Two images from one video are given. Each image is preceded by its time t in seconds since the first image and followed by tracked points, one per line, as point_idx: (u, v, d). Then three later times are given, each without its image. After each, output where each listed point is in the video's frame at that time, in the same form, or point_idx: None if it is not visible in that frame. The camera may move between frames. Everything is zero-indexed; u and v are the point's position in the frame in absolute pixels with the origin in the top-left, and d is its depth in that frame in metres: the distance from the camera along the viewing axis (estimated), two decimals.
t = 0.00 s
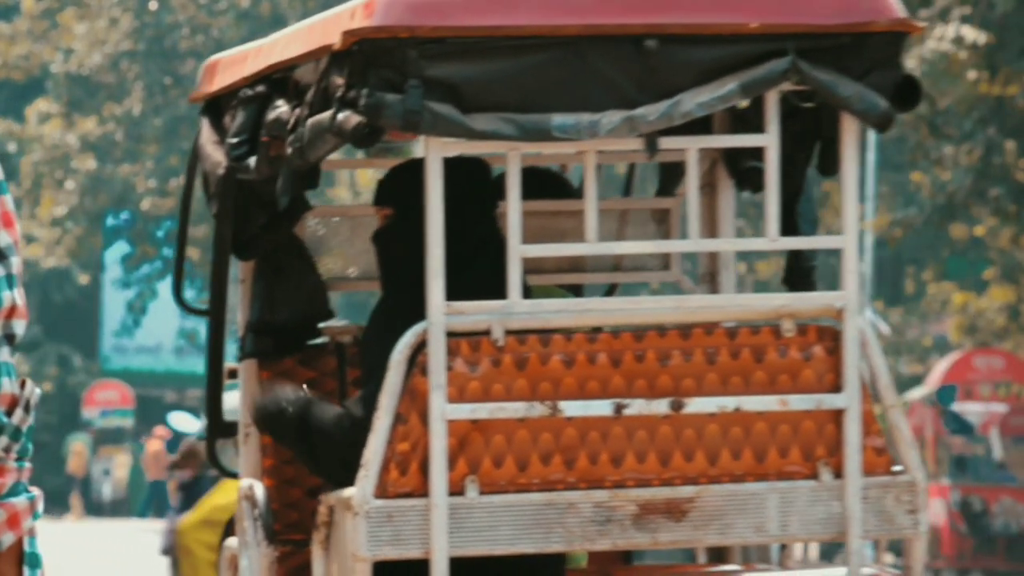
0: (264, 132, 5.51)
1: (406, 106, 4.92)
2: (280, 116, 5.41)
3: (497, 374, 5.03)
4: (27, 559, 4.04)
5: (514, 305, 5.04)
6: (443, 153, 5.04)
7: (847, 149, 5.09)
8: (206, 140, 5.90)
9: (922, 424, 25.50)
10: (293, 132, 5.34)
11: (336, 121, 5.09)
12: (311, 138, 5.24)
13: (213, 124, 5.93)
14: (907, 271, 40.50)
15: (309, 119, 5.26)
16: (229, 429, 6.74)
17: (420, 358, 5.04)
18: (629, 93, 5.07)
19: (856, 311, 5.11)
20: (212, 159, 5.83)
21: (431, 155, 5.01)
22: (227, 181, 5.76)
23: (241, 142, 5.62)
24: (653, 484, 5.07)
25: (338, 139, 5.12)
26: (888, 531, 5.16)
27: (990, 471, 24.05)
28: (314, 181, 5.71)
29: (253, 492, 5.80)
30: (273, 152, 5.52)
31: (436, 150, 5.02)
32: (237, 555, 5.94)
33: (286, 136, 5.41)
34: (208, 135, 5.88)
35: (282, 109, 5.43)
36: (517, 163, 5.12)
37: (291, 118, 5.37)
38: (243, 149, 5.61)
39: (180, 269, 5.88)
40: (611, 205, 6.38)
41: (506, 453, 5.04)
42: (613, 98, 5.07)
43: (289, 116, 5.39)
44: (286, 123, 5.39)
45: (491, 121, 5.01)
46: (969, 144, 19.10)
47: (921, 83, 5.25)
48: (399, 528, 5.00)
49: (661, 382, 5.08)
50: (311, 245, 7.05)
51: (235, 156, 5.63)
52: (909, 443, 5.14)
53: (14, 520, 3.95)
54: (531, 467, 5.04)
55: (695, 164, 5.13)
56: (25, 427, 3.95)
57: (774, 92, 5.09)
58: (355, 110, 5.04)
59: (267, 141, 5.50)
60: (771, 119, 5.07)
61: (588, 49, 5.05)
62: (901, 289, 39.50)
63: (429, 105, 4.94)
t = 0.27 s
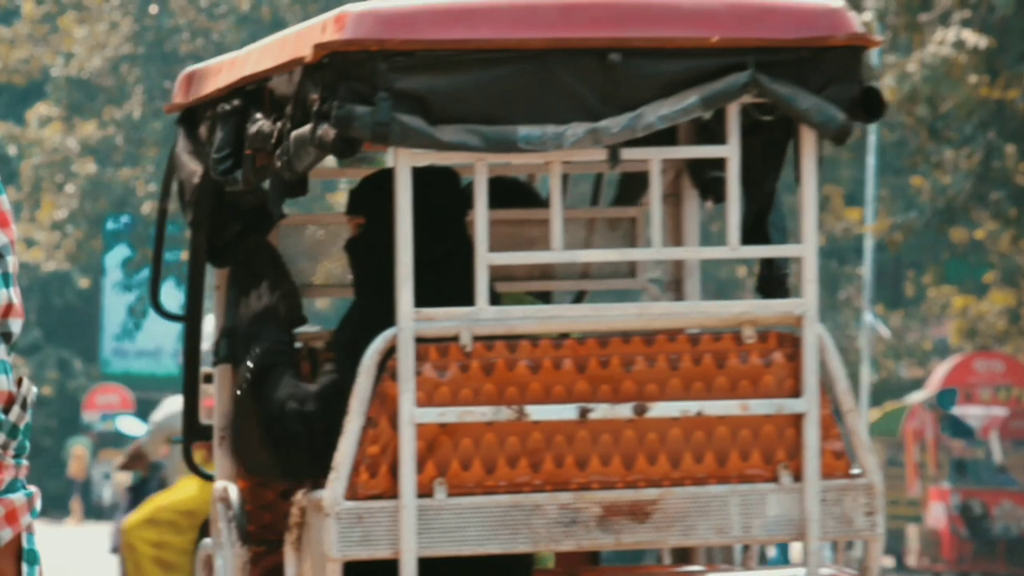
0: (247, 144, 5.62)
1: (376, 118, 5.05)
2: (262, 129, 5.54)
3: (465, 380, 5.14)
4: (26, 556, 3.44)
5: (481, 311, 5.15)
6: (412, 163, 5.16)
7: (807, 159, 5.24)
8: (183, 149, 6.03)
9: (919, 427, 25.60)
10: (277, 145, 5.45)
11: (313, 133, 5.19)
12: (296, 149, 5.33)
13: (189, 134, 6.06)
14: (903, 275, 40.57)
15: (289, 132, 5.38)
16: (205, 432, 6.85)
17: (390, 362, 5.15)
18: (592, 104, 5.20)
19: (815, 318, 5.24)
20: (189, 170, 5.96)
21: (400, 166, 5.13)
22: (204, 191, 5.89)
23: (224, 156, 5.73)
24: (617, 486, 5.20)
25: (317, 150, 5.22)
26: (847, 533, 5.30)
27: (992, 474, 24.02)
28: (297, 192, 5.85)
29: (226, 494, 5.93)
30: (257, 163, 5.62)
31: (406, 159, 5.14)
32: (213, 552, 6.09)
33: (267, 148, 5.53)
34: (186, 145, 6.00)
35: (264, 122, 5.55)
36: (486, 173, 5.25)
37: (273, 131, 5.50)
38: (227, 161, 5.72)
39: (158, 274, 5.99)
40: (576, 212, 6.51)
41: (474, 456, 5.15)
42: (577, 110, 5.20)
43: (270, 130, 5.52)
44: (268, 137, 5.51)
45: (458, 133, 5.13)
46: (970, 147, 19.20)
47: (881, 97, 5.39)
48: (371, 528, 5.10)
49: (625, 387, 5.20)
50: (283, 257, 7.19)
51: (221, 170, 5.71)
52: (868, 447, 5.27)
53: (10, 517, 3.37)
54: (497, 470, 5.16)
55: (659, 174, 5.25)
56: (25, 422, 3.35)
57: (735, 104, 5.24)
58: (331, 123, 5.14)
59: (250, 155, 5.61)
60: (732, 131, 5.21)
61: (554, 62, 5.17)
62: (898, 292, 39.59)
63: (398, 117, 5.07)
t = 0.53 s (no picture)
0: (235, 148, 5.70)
1: (355, 121, 5.13)
2: (248, 135, 5.61)
3: (442, 378, 5.23)
4: (35, 555, 3.97)
5: (458, 311, 5.24)
6: (390, 165, 5.23)
7: (778, 165, 5.32)
8: (166, 154, 6.17)
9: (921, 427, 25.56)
10: (262, 150, 5.52)
11: (295, 137, 5.26)
12: (279, 152, 5.40)
13: (172, 139, 6.20)
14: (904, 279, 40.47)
15: (274, 136, 5.44)
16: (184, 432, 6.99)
17: (368, 361, 5.23)
18: (567, 109, 5.28)
19: (785, 319, 5.36)
20: (171, 173, 6.09)
21: (379, 167, 5.20)
22: (185, 193, 6.03)
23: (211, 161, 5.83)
24: (591, 483, 5.29)
25: (299, 154, 5.29)
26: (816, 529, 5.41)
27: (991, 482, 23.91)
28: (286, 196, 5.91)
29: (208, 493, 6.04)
30: (244, 168, 5.71)
31: (384, 162, 5.21)
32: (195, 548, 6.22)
33: (252, 153, 5.60)
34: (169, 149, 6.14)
35: (249, 128, 5.62)
36: (462, 176, 5.32)
37: (258, 136, 5.57)
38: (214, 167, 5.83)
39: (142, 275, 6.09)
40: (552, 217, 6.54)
41: (449, 454, 5.24)
42: (552, 114, 5.28)
43: (255, 134, 5.59)
44: (254, 141, 5.59)
45: (435, 136, 5.21)
46: (970, 150, 19.10)
47: (851, 102, 5.46)
48: (347, 525, 5.19)
49: (599, 386, 5.30)
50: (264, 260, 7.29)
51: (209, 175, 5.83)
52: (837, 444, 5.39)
53: (22, 513, 3.88)
54: (473, 468, 5.25)
55: (632, 177, 5.33)
56: (32, 423, 3.87)
57: (706, 108, 5.32)
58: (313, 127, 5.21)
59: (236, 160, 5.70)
60: (704, 135, 5.29)
61: (530, 65, 5.25)
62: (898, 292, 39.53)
63: (377, 120, 5.14)
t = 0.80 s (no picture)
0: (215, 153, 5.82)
1: (331, 127, 5.23)
2: (225, 139, 5.74)
3: (417, 378, 5.33)
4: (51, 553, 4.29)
5: (432, 313, 5.34)
6: (366, 170, 5.33)
7: (746, 169, 5.43)
8: (146, 159, 6.31)
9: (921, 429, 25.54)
10: (239, 154, 5.65)
11: (271, 142, 5.38)
12: (256, 157, 5.52)
13: (153, 145, 6.34)
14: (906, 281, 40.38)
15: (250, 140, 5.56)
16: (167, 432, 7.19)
17: (345, 362, 5.34)
18: (541, 115, 5.38)
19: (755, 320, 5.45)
20: (151, 177, 6.23)
21: (355, 172, 5.30)
22: (165, 197, 6.18)
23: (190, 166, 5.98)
24: (563, 481, 5.39)
25: (276, 158, 5.40)
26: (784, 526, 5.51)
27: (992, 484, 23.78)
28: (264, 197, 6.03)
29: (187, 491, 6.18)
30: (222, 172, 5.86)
31: (359, 166, 5.31)
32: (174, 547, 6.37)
33: (229, 157, 5.73)
34: (150, 154, 6.28)
35: (226, 132, 5.75)
36: (437, 181, 5.42)
37: (235, 139, 5.69)
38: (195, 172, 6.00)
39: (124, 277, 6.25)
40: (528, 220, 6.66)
41: (425, 452, 5.34)
42: (526, 120, 5.38)
43: (232, 139, 5.71)
44: (231, 145, 5.71)
45: (410, 141, 5.31)
46: (969, 146, 18.94)
47: (819, 108, 5.57)
48: (324, 522, 5.29)
49: (571, 386, 5.40)
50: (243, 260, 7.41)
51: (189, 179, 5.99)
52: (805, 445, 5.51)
53: (42, 512, 4.22)
54: (447, 466, 5.35)
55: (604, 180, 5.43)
56: (50, 424, 4.18)
57: (678, 114, 5.42)
58: (288, 132, 5.33)
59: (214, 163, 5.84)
60: (673, 140, 5.40)
61: (504, 71, 5.35)
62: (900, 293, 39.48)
63: (353, 126, 5.25)
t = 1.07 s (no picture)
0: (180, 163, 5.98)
1: (298, 136, 5.34)
2: (189, 147, 5.89)
3: (383, 383, 5.45)
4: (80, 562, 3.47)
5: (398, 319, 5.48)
6: (332, 180, 5.45)
7: (704, 178, 5.58)
8: (118, 167, 6.46)
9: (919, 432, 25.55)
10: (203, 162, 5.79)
11: (237, 152, 5.51)
12: (218, 166, 5.66)
13: (127, 154, 6.50)
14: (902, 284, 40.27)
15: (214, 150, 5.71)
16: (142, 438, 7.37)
17: (312, 367, 5.45)
18: (502, 126, 5.51)
19: (712, 325, 5.61)
20: (122, 186, 6.38)
21: (322, 181, 5.42)
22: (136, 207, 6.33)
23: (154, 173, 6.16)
24: (526, 483, 5.51)
25: (241, 168, 5.53)
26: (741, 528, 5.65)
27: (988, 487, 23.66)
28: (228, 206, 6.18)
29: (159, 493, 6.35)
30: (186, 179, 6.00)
31: (326, 176, 5.44)
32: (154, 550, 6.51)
33: (194, 164, 5.88)
34: (123, 163, 6.44)
35: (192, 140, 5.90)
36: (401, 191, 5.55)
37: (199, 148, 5.84)
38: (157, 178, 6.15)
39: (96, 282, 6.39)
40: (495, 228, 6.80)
41: (391, 455, 5.46)
42: (488, 130, 5.50)
43: (196, 147, 5.86)
44: (195, 153, 5.86)
45: (375, 151, 5.43)
46: (967, 148, 18.68)
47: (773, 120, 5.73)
48: (292, 523, 5.39)
49: (533, 391, 5.54)
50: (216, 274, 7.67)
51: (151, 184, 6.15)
52: (762, 448, 5.65)
53: (69, 523, 3.37)
54: (413, 469, 5.47)
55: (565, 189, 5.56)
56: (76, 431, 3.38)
57: (636, 125, 5.56)
58: (254, 142, 5.46)
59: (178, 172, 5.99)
60: (633, 150, 5.54)
61: (468, 84, 5.49)
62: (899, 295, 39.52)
63: (320, 136, 5.37)
